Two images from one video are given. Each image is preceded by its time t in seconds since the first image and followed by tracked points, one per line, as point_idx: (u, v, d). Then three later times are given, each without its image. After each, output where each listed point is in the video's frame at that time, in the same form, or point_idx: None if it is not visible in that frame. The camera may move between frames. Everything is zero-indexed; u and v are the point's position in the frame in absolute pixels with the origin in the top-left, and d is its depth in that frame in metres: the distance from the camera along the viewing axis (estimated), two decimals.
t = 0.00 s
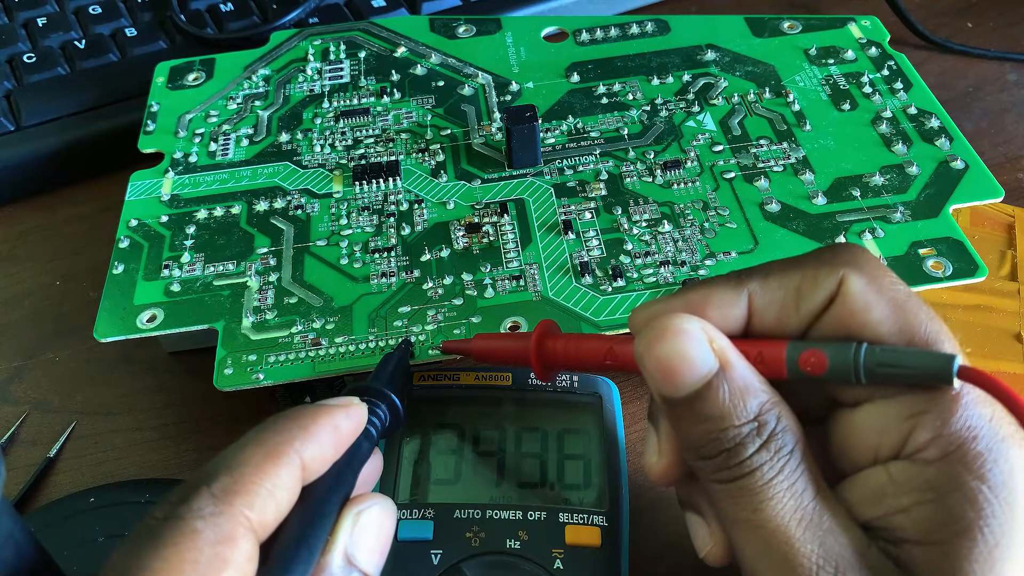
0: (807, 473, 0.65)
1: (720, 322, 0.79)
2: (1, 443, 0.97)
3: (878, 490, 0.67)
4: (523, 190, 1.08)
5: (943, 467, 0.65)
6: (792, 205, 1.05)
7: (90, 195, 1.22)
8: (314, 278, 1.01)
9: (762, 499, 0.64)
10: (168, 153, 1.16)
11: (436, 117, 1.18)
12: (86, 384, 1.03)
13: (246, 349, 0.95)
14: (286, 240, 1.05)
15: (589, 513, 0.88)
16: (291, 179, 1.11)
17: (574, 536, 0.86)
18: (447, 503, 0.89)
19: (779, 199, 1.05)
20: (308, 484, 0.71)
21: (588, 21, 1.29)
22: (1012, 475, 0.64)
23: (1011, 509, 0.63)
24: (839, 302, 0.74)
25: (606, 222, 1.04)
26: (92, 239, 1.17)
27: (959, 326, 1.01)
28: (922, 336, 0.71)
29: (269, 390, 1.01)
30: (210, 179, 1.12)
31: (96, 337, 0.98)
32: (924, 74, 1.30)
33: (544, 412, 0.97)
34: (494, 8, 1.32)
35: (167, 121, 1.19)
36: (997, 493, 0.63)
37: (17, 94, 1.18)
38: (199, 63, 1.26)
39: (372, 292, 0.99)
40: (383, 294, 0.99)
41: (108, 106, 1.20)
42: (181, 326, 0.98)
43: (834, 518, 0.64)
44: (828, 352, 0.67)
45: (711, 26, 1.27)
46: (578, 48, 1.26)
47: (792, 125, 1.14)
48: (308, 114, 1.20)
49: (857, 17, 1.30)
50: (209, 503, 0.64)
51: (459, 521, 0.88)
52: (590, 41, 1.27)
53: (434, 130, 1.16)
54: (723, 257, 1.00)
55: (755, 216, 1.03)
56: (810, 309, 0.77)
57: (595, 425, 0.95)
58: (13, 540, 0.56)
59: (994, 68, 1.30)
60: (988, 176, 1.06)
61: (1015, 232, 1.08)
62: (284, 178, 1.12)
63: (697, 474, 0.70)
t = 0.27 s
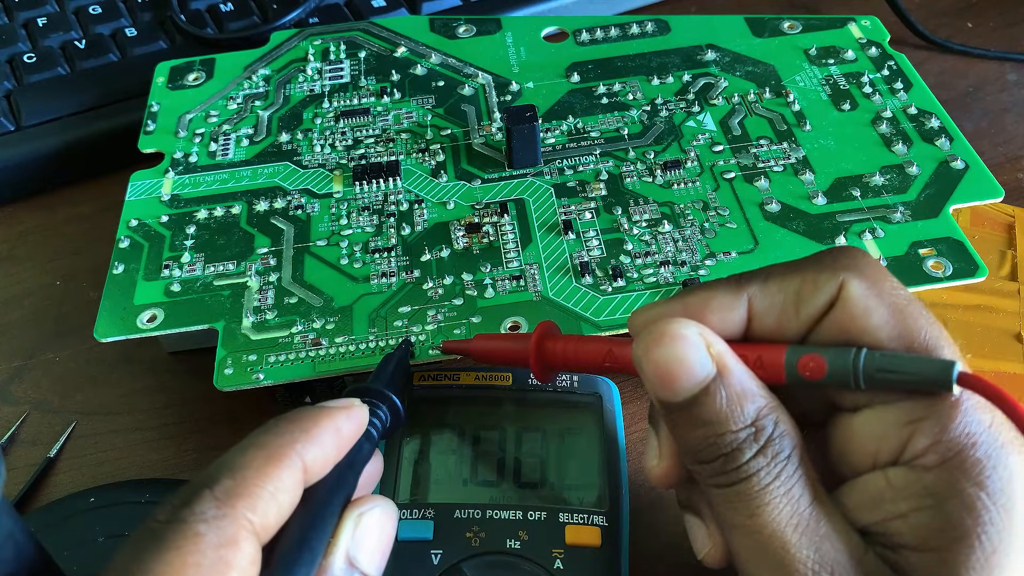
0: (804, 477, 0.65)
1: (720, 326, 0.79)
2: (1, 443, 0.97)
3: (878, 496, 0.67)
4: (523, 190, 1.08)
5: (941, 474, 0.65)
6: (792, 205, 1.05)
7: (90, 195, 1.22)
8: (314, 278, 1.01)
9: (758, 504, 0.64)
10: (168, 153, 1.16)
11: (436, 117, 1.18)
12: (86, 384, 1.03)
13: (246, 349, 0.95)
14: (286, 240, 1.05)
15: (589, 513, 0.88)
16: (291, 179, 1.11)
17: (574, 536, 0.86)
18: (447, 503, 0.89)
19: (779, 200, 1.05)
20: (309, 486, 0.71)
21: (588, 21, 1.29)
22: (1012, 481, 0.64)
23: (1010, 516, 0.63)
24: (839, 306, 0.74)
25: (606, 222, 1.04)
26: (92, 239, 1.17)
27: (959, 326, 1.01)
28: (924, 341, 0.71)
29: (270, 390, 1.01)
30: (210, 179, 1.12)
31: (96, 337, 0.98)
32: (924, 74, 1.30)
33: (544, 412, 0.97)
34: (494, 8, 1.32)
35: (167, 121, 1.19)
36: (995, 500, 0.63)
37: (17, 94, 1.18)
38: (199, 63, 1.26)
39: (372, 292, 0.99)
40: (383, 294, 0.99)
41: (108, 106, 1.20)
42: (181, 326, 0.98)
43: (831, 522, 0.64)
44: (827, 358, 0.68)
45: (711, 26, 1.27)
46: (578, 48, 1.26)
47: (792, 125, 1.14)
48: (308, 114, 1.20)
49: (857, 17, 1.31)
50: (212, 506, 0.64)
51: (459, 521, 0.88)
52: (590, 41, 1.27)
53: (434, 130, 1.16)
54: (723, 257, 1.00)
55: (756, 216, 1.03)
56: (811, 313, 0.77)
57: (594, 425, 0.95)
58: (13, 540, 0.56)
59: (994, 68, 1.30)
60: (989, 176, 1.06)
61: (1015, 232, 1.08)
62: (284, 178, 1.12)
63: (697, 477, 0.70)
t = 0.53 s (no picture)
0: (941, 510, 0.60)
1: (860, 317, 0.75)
2: (1, 443, 0.97)
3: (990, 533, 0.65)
4: (523, 190, 1.08)
5: None
6: (792, 205, 1.05)
7: (90, 196, 1.22)
8: (314, 278, 1.01)
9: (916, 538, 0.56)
10: (168, 153, 1.16)
11: (436, 117, 1.18)
12: (86, 383, 1.03)
13: (246, 349, 0.95)
14: (286, 240, 1.05)
15: (589, 513, 0.88)
16: (291, 179, 1.11)
17: (573, 537, 0.86)
18: (447, 503, 0.89)
19: (779, 199, 1.05)
20: (310, 486, 0.71)
21: (588, 22, 1.29)
22: None
23: None
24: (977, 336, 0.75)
25: (606, 222, 1.04)
26: (92, 239, 1.17)
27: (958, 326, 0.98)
28: None
29: (270, 390, 1.01)
30: (210, 179, 1.12)
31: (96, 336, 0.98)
32: (924, 74, 1.30)
33: (544, 412, 0.97)
34: (494, 8, 1.33)
35: (167, 121, 1.19)
36: None
37: (17, 94, 1.18)
38: (199, 63, 1.26)
39: (371, 292, 0.99)
40: (382, 294, 0.99)
41: (108, 106, 1.20)
42: (181, 326, 0.97)
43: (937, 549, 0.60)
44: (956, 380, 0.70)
45: (711, 26, 1.27)
46: (578, 48, 1.26)
47: (792, 125, 1.14)
48: (308, 114, 1.20)
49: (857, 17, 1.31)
50: (213, 506, 0.64)
51: (459, 521, 0.88)
52: (590, 41, 1.27)
53: (434, 130, 1.16)
54: (723, 256, 1.00)
55: (756, 216, 1.03)
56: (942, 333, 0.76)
57: (594, 425, 0.95)
58: (13, 540, 0.56)
59: (994, 68, 1.30)
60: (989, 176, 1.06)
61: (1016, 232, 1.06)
62: (284, 178, 1.12)
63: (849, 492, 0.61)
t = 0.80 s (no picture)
0: None
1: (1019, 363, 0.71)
2: (1, 443, 0.97)
3: None
4: (523, 190, 1.08)
5: None
6: (792, 205, 1.05)
7: (90, 196, 1.22)
8: (314, 278, 1.01)
9: None
10: (169, 153, 1.16)
11: (436, 117, 1.18)
12: (86, 383, 1.02)
13: (245, 349, 0.95)
14: (286, 240, 1.05)
15: (604, 519, 0.88)
16: (291, 179, 1.11)
17: (587, 543, 0.87)
18: (462, 506, 0.90)
19: (779, 199, 1.05)
20: (316, 491, 0.71)
21: (588, 22, 1.30)
22: None
23: None
24: None
25: (606, 222, 1.04)
26: (92, 238, 1.17)
27: (957, 326, 0.97)
28: None
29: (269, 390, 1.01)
30: (210, 179, 1.12)
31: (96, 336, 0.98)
32: (923, 74, 1.30)
33: (560, 414, 0.96)
34: (494, 9, 1.33)
35: (167, 121, 1.19)
36: None
37: (17, 94, 1.17)
38: (199, 64, 1.26)
39: (371, 292, 0.99)
40: (382, 293, 0.99)
41: (108, 106, 1.20)
42: (181, 326, 0.97)
43: None
44: None
45: (710, 27, 1.27)
46: (578, 49, 1.26)
47: (792, 125, 1.14)
48: (308, 114, 1.20)
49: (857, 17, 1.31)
50: (219, 513, 0.64)
51: (473, 524, 0.88)
52: (590, 41, 1.27)
53: (434, 130, 1.16)
54: (723, 256, 0.99)
55: (756, 216, 1.03)
56: None
57: (611, 430, 0.94)
58: (13, 540, 0.56)
59: (994, 69, 1.30)
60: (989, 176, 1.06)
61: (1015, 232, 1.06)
62: (285, 178, 1.12)
63: None
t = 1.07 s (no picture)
0: None
1: None
2: (1, 443, 0.97)
3: None
4: (523, 190, 1.08)
5: None
6: (792, 205, 1.05)
7: (90, 196, 1.22)
8: (314, 278, 1.01)
9: None
10: (169, 153, 1.16)
11: (436, 117, 1.18)
12: (86, 383, 1.03)
13: (246, 349, 0.95)
14: (286, 240, 1.05)
15: (616, 542, 0.86)
16: (292, 179, 1.11)
17: (599, 567, 0.85)
18: (471, 525, 0.88)
19: (779, 199, 1.05)
20: (308, 504, 0.71)
21: (589, 22, 1.30)
22: None
23: None
24: None
25: (606, 222, 1.04)
26: (92, 239, 1.17)
27: (957, 326, 0.97)
28: None
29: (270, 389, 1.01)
30: (210, 179, 1.12)
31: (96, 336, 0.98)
32: (924, 74, 1.30)
33: (573, 434, 0.95)
34: (494, 8, 1.33)
35: (167, 121, 1.19)
36: None
37: (17, 94, 1.17)
38: (199, 63, 1.26)
39: (371, 292, 0.99)
40: (382, 294, 0.99)
41: (108, 106, 1.20)
42: (181, 326, 0.97)
43: None
44: None
45: (711, 27, 1.27)
46: (578, 48, 1.26)
47: (792, 125, 1.14)
48: (308, 114, 1.20)
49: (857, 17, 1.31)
50: (209, 527, 0.65)
51: (482, 544, 0.87)
52: (590, 41, 1.27)
53: (434, 130, 1.16)
54: (723, 256, 1.00)
55: (756, 216, 1.03)
56: None
57: (625, 450, 0.93)
58: (13, 540, 0.56)
59: (994, 68, 1.30)
60: (989, 176, 1.06)
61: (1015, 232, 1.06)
62: (285, 178, 1.12)
63: None
